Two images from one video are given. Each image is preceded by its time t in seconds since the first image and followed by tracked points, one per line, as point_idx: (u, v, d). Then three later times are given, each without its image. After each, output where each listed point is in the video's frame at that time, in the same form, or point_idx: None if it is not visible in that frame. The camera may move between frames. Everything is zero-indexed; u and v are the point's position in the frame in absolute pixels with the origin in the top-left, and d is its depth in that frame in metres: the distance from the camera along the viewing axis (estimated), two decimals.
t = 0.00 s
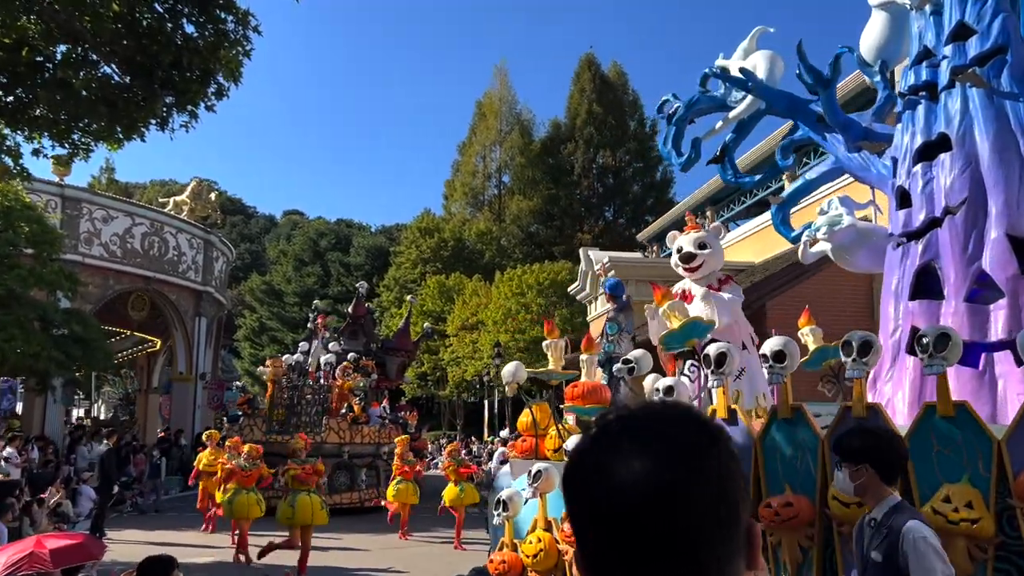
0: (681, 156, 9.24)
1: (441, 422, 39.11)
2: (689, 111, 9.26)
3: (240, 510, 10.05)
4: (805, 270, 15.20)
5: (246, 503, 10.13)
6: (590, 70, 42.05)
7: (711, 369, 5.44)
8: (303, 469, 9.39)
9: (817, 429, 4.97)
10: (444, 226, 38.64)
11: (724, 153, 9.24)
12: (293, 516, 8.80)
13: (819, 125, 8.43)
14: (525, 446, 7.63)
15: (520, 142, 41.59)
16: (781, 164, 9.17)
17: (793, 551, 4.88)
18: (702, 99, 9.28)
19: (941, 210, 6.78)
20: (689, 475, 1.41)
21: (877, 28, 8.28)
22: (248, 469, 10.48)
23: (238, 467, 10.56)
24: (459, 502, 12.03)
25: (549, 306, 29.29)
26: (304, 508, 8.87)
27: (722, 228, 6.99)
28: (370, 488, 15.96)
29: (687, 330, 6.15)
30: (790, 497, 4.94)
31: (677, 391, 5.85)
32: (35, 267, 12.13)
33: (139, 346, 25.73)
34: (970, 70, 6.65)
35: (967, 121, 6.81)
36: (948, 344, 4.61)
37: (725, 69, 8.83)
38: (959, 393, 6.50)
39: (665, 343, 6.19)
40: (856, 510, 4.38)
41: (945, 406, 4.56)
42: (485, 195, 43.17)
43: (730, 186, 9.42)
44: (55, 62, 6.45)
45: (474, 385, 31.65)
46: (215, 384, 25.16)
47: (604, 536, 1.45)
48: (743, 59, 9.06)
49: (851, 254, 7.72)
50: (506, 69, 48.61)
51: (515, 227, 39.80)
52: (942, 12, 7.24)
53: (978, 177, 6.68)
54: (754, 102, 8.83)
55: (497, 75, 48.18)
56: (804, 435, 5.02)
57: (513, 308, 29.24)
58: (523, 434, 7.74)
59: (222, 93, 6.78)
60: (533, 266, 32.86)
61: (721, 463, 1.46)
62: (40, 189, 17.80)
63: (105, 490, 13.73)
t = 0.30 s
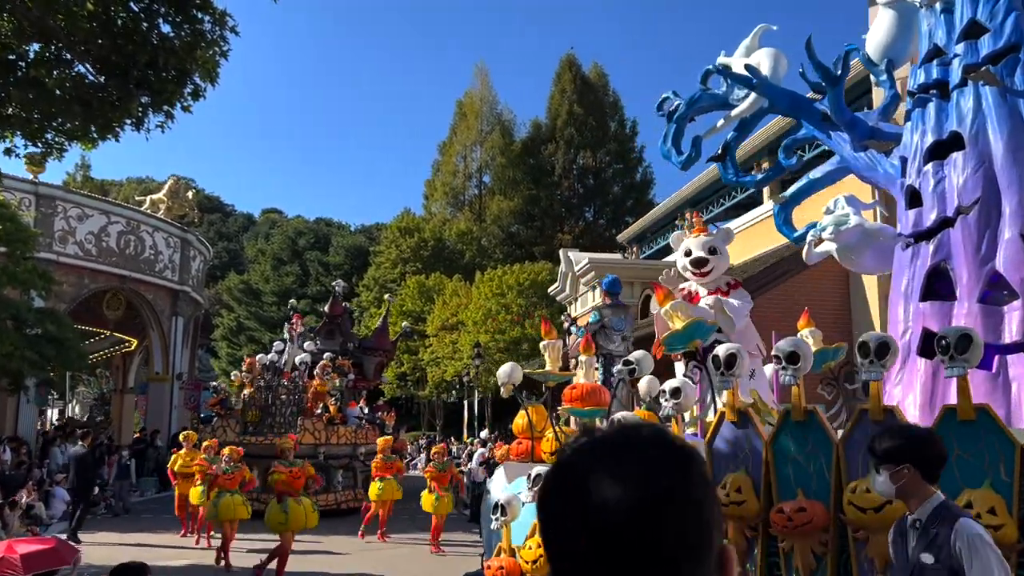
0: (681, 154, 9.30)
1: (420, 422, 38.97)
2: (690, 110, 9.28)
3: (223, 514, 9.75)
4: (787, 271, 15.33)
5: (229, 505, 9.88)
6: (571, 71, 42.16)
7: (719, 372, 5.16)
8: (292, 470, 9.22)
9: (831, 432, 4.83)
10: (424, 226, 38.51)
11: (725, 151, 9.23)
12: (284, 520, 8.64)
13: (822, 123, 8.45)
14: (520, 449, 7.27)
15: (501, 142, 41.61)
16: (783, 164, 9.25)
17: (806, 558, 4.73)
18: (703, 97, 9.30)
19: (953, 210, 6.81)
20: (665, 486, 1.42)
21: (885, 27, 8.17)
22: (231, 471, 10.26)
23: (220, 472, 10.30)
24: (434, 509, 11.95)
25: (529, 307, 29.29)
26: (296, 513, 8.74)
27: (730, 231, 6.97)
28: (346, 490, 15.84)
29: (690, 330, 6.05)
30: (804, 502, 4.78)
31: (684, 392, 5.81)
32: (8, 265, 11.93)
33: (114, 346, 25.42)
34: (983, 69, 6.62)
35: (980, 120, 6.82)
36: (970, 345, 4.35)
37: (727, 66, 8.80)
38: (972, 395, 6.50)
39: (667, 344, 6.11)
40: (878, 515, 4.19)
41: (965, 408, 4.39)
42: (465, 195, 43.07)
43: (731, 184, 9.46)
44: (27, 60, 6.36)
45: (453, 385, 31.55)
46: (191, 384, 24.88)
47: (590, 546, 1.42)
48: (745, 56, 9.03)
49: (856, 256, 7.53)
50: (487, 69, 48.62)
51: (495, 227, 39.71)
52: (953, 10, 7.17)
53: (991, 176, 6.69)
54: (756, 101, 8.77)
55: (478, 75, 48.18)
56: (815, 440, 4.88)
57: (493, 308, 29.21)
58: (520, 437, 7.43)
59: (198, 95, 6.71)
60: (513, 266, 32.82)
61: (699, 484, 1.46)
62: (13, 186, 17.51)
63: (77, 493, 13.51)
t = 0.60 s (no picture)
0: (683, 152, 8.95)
1: (403, 422, 38.92)
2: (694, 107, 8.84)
3: (208, 518, 9.68)
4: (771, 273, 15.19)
5: (213, 508, 9.78)
6: (555, 71, 42.18)
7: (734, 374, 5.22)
8: (282, 481, 8.89)
9: (851, 438, 4.87)
10: (408, 225, 38.40)
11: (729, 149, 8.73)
12: (271, 538, 8.53)
13: (831, 121, 7.95)
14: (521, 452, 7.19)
15: (485, 142, 41.56)
16: (787, 163, 8.89)
17: (824, 565, 4.72)
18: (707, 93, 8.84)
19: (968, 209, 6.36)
20: (648, 505, 1.43)
21: (894, 22, 7.72)
22: (215, 472, 10.02)
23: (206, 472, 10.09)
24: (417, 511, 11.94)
25: (513, 307, 29.31)
26: (285, 528, 8.60)
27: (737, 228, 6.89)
28: (328, 491, 15.78)
29: (698, 331, 6.41)
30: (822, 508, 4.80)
31: (695, 397, 5.46)
32: None
33: (93, 345, 25.18)
34: (998, 65, 6.16)
35: (996, 117, 6.39)
36: (997, 349, 4.34)
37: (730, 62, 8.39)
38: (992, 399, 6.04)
39: (674, 343, 6.48)
40: (900, 522, 4.37)
41: (992, 413, 4.38)
42: (449, 194, 43.02)
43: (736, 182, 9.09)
44: (5, 59, 6.30)
45: (436, 385, 31.53)
46: (172, 384, 24.70)
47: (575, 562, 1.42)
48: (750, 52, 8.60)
49: (864, 255, 7.39)
50: (471, 69, 48.56)
51: (479, 227, 39.64)
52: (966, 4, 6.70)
53: (1008, 175, 6.26)
54: (762, 98, 8.32)
55: (462, 74, 48.09)
56: (835, 446, 4.90)
57: (476, 309, 29.21)
58: (520, 439, 7.32)
59: (179, 95, 6.66)
60: (497, 266, 32.80)
61: (678, 507, 1.47)
62: None
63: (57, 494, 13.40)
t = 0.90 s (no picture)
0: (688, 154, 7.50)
1: (391, 421, 38.90)
2: (703, 100, 7.42)
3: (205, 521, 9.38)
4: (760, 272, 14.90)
5: (208, 513, 9.50)
6: (544, 71, 42.17)
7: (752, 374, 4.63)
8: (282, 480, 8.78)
9: (880, 443, 4.11)
10: (397, 225, 38.32)
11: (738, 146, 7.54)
12: (274, 535, 8.23)
13: (845, 116, 6.65)
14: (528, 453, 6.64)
15: (474, 141, 41.55)
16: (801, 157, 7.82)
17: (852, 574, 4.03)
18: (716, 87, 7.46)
19: (992, 206, 5.31)
20: (642, 511, 1.46)
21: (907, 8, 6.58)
22: (209, 477, 9.93)
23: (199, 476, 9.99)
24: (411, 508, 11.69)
25: (502, 307, 29.34)
26: (286, 524, 8.31)
27: (754, 225, 6.91)
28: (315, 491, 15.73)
29: (710, 331, 5.97)
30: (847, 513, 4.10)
31: (715, 397, 4.93)
32: None
33: (80, 344, 25.03)
34: None
35: None
36: None
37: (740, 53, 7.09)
38: None
39: (687, 343, 6.02)
40: (932, 531, 3.78)
41: None
42: (439, 194, 42.97)
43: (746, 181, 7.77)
44: None
45: (425, 384, 31.53)
46: (158, 383, 24.58)
47: (572, 568, 1.43)
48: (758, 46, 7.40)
49: (880, 253, 5.95)
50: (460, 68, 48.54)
51: (468, 226, 39.55)
52: None
53: None
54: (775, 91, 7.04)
55: (452, 74, 48.07)
56: (864, 448, 4.14)
57: (466, 308, 29.18)
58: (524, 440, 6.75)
59: (168, 95, 6.63)
60: (485, 266, 32.79)
61: (668, 519, 1.48)
62: None
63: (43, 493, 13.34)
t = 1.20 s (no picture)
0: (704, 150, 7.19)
1: (383, 420, 38.89)
2: (720, 96, 6.97)
3: (201, 518, 9.41)
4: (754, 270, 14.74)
5: (203, 511, 9.49)
6: (538, 70, 42.15)
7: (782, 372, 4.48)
8: (279, 479, 8.69)
9: (916, 444, 3.87)
10: (390, 223, 38.27)
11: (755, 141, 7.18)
12: (265, 540, 8.25)
13: (867, 109, 6.28)
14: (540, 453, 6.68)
15: (467, 140, 41.54)
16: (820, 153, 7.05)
17: None
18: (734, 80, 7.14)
19: None
20: (633, 520, 1.45)
21: None
22: (204, 476, 9.84)
23: (192, 476, 9.87)
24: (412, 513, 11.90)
25: (495, 306, 29.37)
26: (275, 528, 8.26)
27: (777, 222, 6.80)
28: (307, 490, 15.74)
29: (731, 329, 5.65)
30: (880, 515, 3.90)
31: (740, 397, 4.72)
32: None
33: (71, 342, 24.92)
34: None
35: None
36: None
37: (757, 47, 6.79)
38: None
39: (706, 341, 5.71)
40: (974, 534, 3.55)
41: None
42: (432, 192, 42.93)
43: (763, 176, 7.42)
44: None
45: (418, 383, 31.54)
46: (150, 382, 24.50)
47: (570, 570, 1.43)
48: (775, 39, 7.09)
49: (905, 249, 5.70)
50: (453, 66, 48.47)
51: (461, 225, 39.49)
52: None
53: None
54: (794, 85, 6.57)
55: (445, 72, 48.02)
56: (898, 449, 3.92)
57: (459, 307, 29.13)
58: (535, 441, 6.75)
59: (161, 94, 6.62)
60: (479, 265, 32.78)
61: (658, 533, 1.48)
62: None
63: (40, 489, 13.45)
